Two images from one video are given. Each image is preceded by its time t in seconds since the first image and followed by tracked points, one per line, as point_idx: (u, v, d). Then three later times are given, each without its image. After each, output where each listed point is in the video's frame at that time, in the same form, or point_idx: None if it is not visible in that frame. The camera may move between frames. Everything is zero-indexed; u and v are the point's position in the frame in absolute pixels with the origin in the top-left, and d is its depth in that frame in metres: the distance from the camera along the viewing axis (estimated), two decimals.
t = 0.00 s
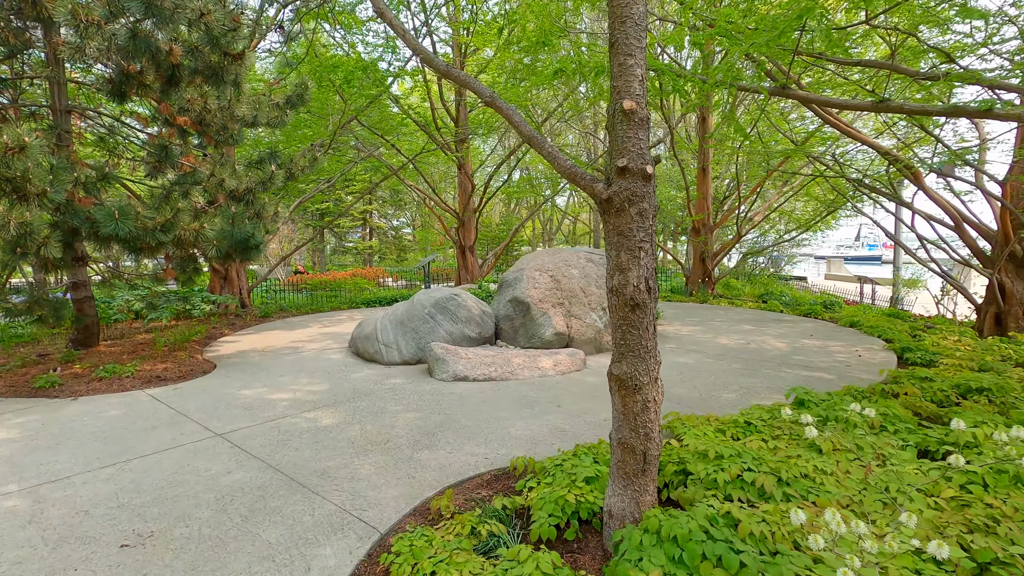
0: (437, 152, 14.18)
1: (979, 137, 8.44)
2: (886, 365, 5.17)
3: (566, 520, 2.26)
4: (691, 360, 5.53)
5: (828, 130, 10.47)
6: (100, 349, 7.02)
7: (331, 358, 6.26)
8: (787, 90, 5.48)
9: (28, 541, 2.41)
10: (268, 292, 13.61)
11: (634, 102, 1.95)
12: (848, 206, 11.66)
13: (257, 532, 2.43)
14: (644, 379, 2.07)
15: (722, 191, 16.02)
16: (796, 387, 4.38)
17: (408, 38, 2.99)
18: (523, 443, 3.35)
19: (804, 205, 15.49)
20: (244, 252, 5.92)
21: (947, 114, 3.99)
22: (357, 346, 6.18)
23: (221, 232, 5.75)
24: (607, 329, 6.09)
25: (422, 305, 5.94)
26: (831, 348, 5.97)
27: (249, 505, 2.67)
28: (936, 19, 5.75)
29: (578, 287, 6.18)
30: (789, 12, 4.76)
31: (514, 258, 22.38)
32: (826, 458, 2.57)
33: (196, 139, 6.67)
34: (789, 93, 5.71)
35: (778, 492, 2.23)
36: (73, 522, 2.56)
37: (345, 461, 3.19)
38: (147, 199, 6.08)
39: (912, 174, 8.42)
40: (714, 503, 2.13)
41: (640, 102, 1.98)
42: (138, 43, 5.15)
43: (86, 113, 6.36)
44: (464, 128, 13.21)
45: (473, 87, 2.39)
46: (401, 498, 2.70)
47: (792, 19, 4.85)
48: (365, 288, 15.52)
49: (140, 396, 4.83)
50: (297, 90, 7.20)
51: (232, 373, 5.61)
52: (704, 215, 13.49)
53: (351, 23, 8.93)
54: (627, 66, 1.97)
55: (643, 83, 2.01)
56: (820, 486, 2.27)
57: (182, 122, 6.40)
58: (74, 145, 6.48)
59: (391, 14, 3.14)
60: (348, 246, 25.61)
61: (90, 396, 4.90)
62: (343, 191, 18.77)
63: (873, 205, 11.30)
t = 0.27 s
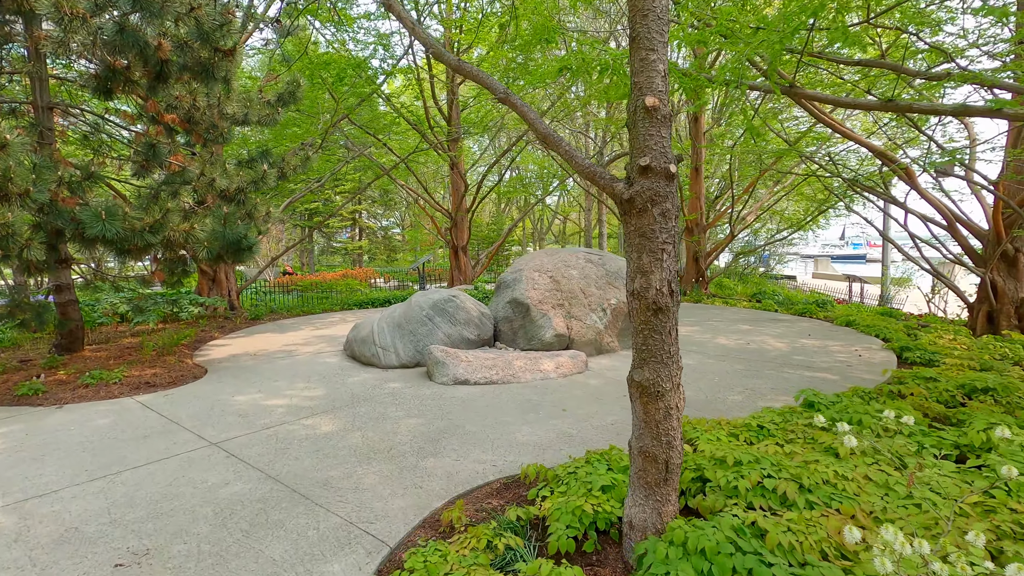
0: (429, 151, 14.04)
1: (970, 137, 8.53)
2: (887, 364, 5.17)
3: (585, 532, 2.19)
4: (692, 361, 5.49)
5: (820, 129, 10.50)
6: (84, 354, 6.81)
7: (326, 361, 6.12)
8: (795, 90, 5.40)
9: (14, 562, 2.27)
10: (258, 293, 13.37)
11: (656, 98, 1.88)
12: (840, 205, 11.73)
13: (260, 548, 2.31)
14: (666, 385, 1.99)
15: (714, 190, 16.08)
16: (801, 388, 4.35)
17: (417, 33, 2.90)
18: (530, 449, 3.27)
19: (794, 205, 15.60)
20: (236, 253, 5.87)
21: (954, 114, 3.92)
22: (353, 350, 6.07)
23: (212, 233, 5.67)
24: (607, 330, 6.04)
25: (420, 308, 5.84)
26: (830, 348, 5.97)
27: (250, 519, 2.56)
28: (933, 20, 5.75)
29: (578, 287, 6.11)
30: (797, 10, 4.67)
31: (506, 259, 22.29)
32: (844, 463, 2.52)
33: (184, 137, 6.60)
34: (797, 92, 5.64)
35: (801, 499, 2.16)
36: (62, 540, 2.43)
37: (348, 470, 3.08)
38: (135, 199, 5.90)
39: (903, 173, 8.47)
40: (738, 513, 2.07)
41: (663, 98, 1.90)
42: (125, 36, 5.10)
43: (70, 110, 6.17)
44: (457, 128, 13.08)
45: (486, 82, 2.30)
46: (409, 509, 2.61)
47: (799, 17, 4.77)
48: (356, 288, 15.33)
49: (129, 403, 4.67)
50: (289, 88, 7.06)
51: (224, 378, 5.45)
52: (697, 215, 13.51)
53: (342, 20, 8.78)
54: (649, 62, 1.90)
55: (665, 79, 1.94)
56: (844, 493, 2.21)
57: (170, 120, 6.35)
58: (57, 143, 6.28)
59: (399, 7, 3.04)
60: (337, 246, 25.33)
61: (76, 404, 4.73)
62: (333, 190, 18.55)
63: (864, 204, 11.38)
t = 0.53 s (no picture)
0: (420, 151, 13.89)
1: (959, 139, 8.64)
2: (887, 365, 5.17)
3: (608, 542, 2.11)
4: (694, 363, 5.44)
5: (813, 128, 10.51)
6: (69, 357, 6.60)
7: (321, 364, 5.98)
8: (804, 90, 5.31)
9: None
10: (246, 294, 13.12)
11: (688, 93, 1.81)
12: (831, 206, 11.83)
13: (267, 563, 2.20)
14: (696, 391, 1.93)
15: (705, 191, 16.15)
16: (807, 389, 4.33)
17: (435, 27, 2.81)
18: (540, 454, 3.19)
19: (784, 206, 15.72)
20: (229, 253, 5.69)
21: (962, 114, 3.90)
22: (350, 352, 5.94)
23: (203, 233, 5.45)
24: (607, 331, 5.98)
25: (418, 309, 5.73)
26: (829, 348, 5.98)
27: (254, 532, 2.44)
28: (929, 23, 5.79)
29: (577, 288, 6.05)
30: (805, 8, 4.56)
31: (497, 259, 22.18)
32: (866, 467, 2.47)
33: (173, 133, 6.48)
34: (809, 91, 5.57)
35: (830, 507, 2.11)
36: (54, 557, 2.30)
37: (353, 478, 2.98)
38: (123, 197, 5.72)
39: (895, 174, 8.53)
40: (767, 522, 2.01)
41: (694, 94, 1.83)
42: (115, 28, 4.99)
43: (53, 105, 5.97)
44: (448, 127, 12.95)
45: (505, 76, 2.21)
46: (421, 519, 2.51)
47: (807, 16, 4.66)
48: (346, 289, 15.12)
49: (118, 409, 4.50)
50: (281, 84, 6.94)
51: (216, 382, 5.29)
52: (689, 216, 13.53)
53: (334, 17, 8.63)
54: (680, 56, 1.83)
55: (695, 74, 1.87)
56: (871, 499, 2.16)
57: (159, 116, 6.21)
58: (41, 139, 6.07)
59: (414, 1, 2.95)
60: (325, 246, 25.01)
61: (62, 409, 4.55)
62: (322, 190, 18.31)
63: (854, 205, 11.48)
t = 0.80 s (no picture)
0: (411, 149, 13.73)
1: (949, 142, 8.76)
2: (888, 366, 5.19)
3: (635, 554, 2.06)
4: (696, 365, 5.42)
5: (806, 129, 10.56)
6: (52, 360, 6.37)
7: (317, 366, 5.85)
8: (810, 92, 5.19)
9: None
10: (233, 294, 12.84)
11: (726, 94, 1.76)
12: (821, 207, 11.94)
13: None
14: (729, 399, 1.87)
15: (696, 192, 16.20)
16: (812, 392, 4.32)
17: (458, 22, 2.76)
18: (552, 461, 3.12)
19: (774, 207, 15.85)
20: (223, 253, 5.54)
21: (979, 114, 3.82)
22: (346, 354, 5.81)
23: (195, 232, 5.33)
24: (608, 332, 5.94)
25: (418, 310, 5.62)
26: (828, 350, 6.00)
27: (263, 546, 2.35)
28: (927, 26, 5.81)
29: (578, 289, 5.99)
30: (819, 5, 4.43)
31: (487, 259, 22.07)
32: (888, 473, 2.45)
33: (161, 129, 6.25)
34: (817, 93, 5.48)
35: (859, 516, 2.09)
36: None
37: (362, 487, 2.88)
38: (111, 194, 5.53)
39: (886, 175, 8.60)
40: (799, 532, 1.97)
41: (731, 94, 1.78)
42: (106, 19, 4.85)
43: (36, 98, 5.75)
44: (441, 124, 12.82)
45: (533, 73, 2.14)
46: (437, 530, 2.43)
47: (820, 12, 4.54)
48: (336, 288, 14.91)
49: (108, 414, 4.34)
50: (275, 79, 6.79)
51: (210, 385, 5.14)
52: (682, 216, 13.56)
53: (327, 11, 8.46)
54: (717, 54, 1.77)
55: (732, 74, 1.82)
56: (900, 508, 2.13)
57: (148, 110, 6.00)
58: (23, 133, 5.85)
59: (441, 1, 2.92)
60: (313, 245, 24.65)
61: (49, 415, 4.37)
62: (310, 187, 18.03)
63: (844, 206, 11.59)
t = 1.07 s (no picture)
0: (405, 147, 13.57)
1: (944, 142, 8.82)
2: (891, 367, 5.20)
3: (662, 565, 1.99)
4: (700, 366, 5.39)
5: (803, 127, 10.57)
6: (38, 363, 6.17)
7: (315, 369, 5.73)
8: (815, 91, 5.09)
9: None
10: (223, 294, 12.60)
11: (763, 90, 1.69)
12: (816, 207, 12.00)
13: None
14: (763, 406, 1.81)
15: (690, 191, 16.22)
16: (821, 393, 4.30)
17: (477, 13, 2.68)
18: (566, 467, 3.06)
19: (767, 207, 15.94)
20: (218, 252, 5.39)
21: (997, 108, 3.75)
22: (345, 357, 5.69)
23: (190, 231, 5.14)
24: (611, 333, 5.89)
25: (418, 311, 5.53)
26: (830, 350, 6.00)
27: (273, 560, 2.25)
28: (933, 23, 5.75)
29: (581, 289, 5.93)
30: None
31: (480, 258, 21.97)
32: (912, 477, 2.40)
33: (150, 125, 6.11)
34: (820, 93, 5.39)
35: (889, 522, 2.03)
36: None
37: (372, 496, 2.80)
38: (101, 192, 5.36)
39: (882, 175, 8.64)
40: (831, 541, 1.91)
41: (767, 90, 1.72)
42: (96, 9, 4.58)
43: (20, 92, 5.56)
44: (436, 122, 12.70)
45: (558, 67, 2.07)
46: (454, 541, 2.36)
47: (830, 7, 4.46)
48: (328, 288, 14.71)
49: (101, 420, 4.19)
50: (270, 75, 6.64)
51: (205, 389, 5.01)
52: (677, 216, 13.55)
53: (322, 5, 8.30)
54: (753, 49, 1.71)
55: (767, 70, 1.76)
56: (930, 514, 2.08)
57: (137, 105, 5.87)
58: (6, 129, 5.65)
59: None
60: (303, 245, 24.37)
61: (38, 421, 4.21)
62: (300, 186, 17.79)
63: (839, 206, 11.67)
